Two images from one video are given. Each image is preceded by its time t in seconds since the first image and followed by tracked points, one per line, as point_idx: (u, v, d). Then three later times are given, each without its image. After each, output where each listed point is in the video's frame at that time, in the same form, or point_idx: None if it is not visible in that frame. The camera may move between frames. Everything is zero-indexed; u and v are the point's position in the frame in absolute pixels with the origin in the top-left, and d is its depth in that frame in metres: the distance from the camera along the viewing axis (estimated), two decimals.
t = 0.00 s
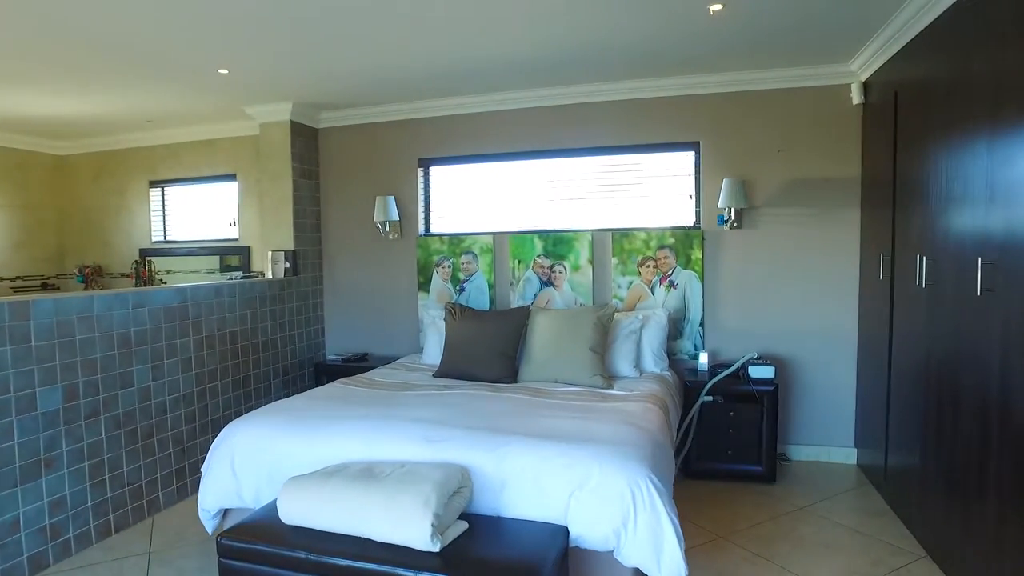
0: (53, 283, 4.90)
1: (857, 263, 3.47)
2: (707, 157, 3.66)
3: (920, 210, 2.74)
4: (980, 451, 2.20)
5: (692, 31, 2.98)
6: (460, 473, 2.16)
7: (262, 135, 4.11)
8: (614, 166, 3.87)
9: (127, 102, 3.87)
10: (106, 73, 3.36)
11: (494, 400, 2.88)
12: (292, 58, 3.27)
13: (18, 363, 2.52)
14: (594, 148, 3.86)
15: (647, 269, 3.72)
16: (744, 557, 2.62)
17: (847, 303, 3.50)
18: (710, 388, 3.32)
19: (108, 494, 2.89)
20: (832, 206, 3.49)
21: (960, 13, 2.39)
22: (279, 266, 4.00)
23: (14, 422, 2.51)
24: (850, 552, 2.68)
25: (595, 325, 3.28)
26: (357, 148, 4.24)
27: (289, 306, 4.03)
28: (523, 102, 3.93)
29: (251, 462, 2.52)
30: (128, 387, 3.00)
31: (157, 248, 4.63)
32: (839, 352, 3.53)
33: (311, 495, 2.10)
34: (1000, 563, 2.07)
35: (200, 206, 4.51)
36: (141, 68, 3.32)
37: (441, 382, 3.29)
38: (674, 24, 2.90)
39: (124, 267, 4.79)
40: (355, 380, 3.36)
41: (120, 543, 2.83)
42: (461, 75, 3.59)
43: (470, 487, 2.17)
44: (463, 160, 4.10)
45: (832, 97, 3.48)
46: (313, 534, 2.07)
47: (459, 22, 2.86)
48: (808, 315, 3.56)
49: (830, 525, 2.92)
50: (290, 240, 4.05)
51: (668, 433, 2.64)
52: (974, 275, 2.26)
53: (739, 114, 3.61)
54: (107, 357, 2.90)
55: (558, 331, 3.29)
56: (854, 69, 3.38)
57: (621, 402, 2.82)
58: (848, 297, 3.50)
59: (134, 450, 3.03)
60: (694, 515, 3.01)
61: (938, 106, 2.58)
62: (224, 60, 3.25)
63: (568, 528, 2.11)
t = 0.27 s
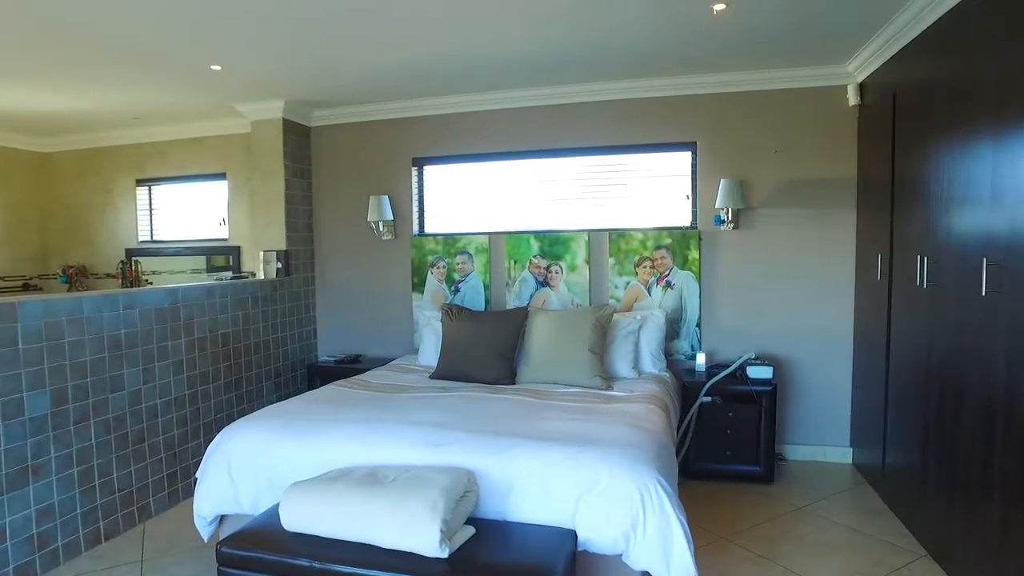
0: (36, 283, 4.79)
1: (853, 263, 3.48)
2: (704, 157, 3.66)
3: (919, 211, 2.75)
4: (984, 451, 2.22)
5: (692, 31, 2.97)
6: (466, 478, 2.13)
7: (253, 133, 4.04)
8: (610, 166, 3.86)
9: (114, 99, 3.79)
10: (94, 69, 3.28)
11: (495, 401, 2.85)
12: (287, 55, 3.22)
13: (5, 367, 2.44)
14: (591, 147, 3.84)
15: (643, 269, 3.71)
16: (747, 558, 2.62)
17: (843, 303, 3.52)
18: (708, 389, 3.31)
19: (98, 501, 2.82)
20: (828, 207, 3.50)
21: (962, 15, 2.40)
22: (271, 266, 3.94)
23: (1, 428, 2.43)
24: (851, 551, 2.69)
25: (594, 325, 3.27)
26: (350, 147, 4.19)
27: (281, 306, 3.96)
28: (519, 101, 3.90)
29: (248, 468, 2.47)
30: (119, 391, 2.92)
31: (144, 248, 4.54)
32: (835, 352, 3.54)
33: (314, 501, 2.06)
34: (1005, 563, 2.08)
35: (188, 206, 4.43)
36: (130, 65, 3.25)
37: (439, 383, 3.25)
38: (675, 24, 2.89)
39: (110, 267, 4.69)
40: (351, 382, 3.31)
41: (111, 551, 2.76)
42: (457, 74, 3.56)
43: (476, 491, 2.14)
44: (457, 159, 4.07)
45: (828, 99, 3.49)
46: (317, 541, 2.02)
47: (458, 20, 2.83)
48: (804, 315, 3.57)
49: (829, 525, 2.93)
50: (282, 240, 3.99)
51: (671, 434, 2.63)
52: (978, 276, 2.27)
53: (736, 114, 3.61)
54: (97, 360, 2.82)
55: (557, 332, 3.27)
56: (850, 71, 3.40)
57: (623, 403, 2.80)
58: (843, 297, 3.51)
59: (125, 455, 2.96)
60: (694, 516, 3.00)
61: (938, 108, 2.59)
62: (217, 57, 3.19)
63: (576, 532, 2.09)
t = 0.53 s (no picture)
0: (16, 284, 4.67)
1: (847, 264, 3.51)
2: (700, 158, 3.67)
3: (916, 213, 2.78)
4: (986, 450, 2.24)
5: (692, 33, 2.98)
6: (474, 481, 2.10)
7: (244, 131, 3.97)
8: (605, 166, 3.86)
9: (101, 96, 3.70)
10: (82, 65, 3.20)
11: (496, 403, 2.83)
12: (282, 52, 3.17)
13: None
14: (587, 147, 3.83)
15: (639, 270, 3.71)
16: (749, 558, 2.62)
17: (837, 303, 3.54)
18: (705, 389, 3.32)
19: (88, 508, 2.75)
20: (823, 208, 3.53)
21: (962, 17, 2.43)
22: (263, 266, 3.88)
23: None
24: (851, 550, 2.71)
25: (593, 326, 3.26)
26: (342, 146, 4.14)
27: (273, 307, 3.90)
28: (514, 101, 3.88)
29: (247, 473, 2.42)
30: (110, 394, 2.85)
31: (130, 248, 4.45)
32: (829, 352, 3.57)
33: (320, 507, 2.02)
34: (1007, 561, 2.10)
35: (175, 205, 4.35)
36: (120, 61, 3.18)
37: (437, 385, 3.22)
38: (675, 25, 2.89)
39: (94, 268, 4.59)
40: (347, 383, 3.27)
41: (102, 559, 2.69)
42: (454, 73, 3.53)
43: (483, 494, 2.11)
44: (451, 159, 4.04)
45: (823, 101, 3.52)
46: (323, 548, 1.98)
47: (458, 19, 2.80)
48: (799, 315, 3.59)
49: (827, 523, 2.95)
50: (274, 240, 3.93)
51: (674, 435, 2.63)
52: (979, 277, 2.29)
53: (731, 116, 3.62)
54: (88, 362, 2.75)
55: (555, 332, 3.25)
56: (844, 73, 3.43)
57: (625, 404, 2.80)
58: (838, 297, 3.54)
59: (116, 459, 2.89)
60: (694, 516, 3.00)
61: (936, 110, 2.62)
62: (210, 53, 3.13)
63: (585, 534, 2.07)
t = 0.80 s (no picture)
0: None
1: (836, 265, 3.57)
2: (692, 160, 3.70)
3: (907, 214, 2.84)
4: (979, 447, 2.30)
5: (689, 37, 3.00)
6: (481, 482, 2.10)
7: (232, 129, 3.91)
8: (597, 167, 3.87)
9: (84, 93, 3.62)
10: (68, 61, 3.13)
11: (495, 404, 2.82)
12: (275, 51, 3.13)
13: None
14: (580, 148, 3.83)
15: (632, 270, 3.73)
16: (748, 555, 2.65)
17: (826, 303, 3.60)
18: (699, 389, 3.35)
19: (76, 516, 2.68)
20: (812, 209, 3.59)
21: (954, 23, 2.48)
22: (252, 266, 3.83)
23: None
24: (845, 545, 2.75)
25: (588, 326, 3.27)
26: (331, 145, 4.10)
27: (262, 309, 3.85)
28: (506, 102, 3.87)
29: (246, 477, 2.38)
30: (99, 399, 2.79)
31: (111, 248, 4.35)
32: (818, 351, 3.63)
33: (327, 511, 1.99)
34: (1001, 554, 2.16)
35: (159, 204, 4.27)
36: (108, 58, 3.11)
37: (433, 386, 3.20)
38: (673, 30, 2.91)
39: (73, 269, 4.48)
40: (342, 385, 3.24)
41: (92, 568, 2.63)
42: (447, 73, 3.51)
43: (491, 495, 2.11)
44: (443, 159, 4.02)
45: (812, 104, 3.57)
46: (330, 552, 1.96)
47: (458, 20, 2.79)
48: (789, 315, 3.65)
49: (821, 519, 3.00)
50: (263, 240, 3.88)
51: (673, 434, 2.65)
52: (972, 277, 2.35)
53: (722, 118, 3.66)
54: (76, 366, 2.68)
55: (551, 333, 3.26)
56: (833, 77, 3.49)
57: (623, 404, 2.81)
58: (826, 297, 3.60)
59: (106, 465, 2.82)
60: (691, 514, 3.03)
61: (926, 114, 2.67)
62: (201, 51, 3.08)
63: (593, 535, 2.08)
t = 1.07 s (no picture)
0: None
1: (816, 265, 3.65)
2: (676, 162, 3.75)
3: (889, 216, 2.92)
4: (962, 441, 2.37)
5: (677, 40, 3.04)
6: (481, 483, 2.09)
7: (213, 128, 3.85)
8: (583, 168, 3.89)
9: (59, 88, 3.52)
10: (45, 56, 3.04)
11: (487, 404, 2.82)
12: (261, 48, 3.08)
13: None
14: (565, 149, 3.85)
15: (617, 271, 3.76)
16: (738, 550, 2.70)
17: (807, 302, 3.68)
18: (685, 388, 3.38)
19: (56, 525, 2.60)
20: (793, 211, 3.66)
21: (934, 31, 2.56)
22: (234, 267, 3.77)
23: None
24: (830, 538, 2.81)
25: (577, 326, 3.28)
26: (314, 145, 4.05)
27: (245, 310, 3.78)
28: (492, 102, 3.87)
29: (238, 482, 2.34)
30: (80, 403, 2.71)
31: (85, 248, 4.24)
32: (799, 350, 3.70)
33: (327, 514, 1.97)
34: (984, 544, 2.23)
35: (135, 203, 4.17)
36: (87, 53, 3.03)
37: (422, 387, 3.19)
38: (662, 33, 2.94)
39: (44, 269, 4.35)
40: (329, 387, 3.20)
41: None
42: (434, 73, 3.50)
43: (491, 496, 2.10)
44: (428, 159, 4.00)
45: (794, 108, 3.65)
46: (331, 556, 1.93)
47: (450, 20, 2.79)
48: (771, 315, 3.71)
49: (805, 514, 3.06)
50: (245, 241, 3.82)
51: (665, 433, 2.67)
52: (954, 277, 2.42)
53: (706, 121, 3.71)
54: (57, 370, 2.61)
55: (540, 333, 3.27)
56: (814, 82, 3.56)
57: (615, 403, 2.83)
58: (807, 297, 3.68)
59: (87, 472, 2.75)
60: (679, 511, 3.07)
61: (907, 118, 2.75)
62: (185, 47, 3.02)
63: (593, 533, 2.09)
